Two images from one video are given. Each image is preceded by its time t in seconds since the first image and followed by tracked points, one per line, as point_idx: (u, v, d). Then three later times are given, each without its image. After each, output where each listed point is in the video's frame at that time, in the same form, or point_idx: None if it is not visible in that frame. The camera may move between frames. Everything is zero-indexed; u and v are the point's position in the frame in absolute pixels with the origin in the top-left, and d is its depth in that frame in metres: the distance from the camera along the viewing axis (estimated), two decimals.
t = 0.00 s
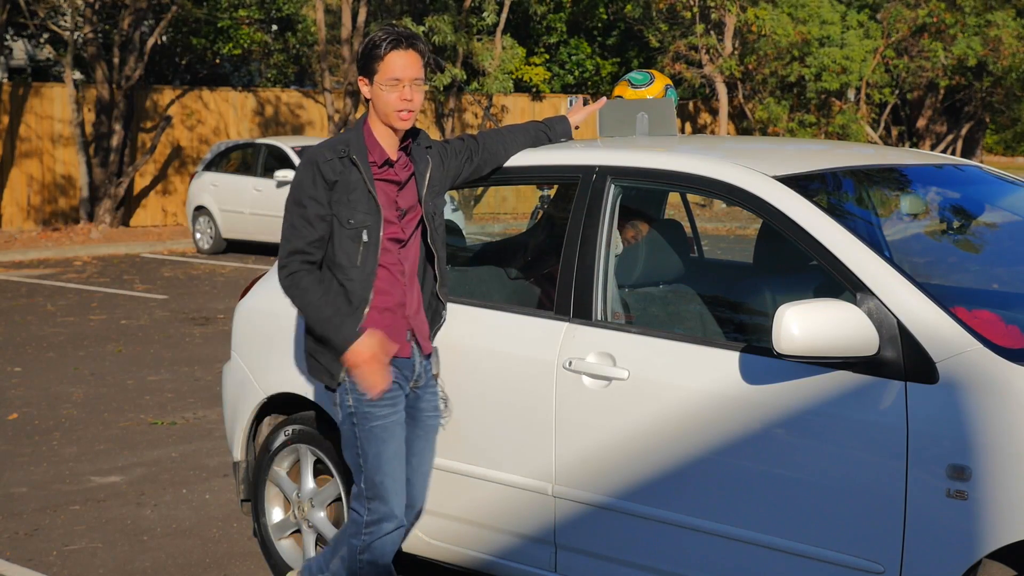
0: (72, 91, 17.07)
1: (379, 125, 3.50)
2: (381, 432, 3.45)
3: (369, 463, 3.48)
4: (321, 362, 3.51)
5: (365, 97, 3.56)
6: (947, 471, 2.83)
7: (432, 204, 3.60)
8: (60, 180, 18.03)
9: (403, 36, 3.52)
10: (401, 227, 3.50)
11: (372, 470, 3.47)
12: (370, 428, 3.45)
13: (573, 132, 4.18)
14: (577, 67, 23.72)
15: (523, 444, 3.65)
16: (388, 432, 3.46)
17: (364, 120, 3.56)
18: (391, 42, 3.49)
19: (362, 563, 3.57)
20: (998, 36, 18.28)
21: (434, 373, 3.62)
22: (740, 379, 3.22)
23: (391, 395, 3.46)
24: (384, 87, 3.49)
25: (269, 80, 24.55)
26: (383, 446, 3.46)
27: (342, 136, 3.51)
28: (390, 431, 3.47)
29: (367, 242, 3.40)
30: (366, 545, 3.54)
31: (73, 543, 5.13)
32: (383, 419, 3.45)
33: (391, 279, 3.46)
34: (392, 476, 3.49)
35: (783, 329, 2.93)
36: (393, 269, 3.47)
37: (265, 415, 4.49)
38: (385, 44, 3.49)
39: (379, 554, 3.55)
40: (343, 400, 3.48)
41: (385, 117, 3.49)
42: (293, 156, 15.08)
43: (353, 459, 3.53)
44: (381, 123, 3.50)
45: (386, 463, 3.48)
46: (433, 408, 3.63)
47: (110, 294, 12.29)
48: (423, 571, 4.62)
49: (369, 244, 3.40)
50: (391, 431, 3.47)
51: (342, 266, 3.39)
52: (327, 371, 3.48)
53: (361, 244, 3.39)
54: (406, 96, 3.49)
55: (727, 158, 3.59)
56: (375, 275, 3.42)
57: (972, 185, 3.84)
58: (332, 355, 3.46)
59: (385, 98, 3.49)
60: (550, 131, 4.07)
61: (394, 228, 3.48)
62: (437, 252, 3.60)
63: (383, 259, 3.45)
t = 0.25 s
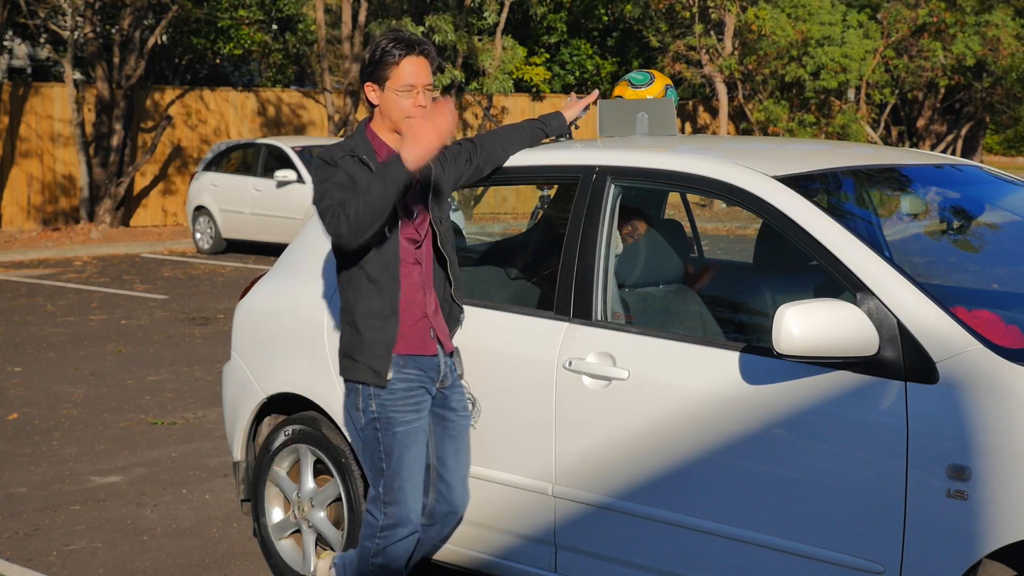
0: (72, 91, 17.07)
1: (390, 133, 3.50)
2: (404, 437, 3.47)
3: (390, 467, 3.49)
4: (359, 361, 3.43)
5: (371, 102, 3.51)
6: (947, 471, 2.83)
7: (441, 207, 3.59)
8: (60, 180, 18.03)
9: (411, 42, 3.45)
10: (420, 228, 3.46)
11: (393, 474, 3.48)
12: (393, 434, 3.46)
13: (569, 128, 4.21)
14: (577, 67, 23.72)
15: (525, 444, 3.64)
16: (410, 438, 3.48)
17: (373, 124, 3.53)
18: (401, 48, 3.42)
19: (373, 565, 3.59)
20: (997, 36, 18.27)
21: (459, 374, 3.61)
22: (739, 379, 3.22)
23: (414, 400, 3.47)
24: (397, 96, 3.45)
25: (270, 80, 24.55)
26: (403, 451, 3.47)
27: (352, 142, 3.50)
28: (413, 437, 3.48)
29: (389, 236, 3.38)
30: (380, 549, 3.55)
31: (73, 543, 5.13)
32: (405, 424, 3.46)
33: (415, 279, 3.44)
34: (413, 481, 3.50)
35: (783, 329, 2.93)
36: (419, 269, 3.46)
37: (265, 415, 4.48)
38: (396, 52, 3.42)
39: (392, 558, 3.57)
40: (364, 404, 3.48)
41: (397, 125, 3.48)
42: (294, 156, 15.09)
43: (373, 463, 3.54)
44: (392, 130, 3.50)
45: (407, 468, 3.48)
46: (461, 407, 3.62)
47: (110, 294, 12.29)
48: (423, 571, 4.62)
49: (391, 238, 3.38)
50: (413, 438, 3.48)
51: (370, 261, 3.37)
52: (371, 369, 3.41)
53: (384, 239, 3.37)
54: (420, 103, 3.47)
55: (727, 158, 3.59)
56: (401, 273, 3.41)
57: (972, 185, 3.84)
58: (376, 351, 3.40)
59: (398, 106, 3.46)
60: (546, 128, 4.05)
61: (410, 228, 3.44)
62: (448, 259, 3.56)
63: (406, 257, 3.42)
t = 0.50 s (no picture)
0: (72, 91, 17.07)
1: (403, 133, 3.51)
2: (413, 440, 3.47)
3: (400, 469, 3.49)
4: (380, 354, 3.42)
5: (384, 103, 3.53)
6: (947, 471, 2.83)
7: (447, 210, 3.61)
8: (60, 180, 18.03)
9: (428, 43, 3.50)
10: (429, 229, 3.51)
11: (401, 477, 3.49)
12: (401, 438, 3.47)
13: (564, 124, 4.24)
14: (577, 67, 23.72)
15: (527, 445, 3.64)
16: (419, 441, 3.48)
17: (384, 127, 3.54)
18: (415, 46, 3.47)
19: (379, 563, 3.58)
20: (996, 35, 18.20)
21: (471, 376, 3.60)
22: (739, 379, 3.22)
23: (423, 404, 3.47)
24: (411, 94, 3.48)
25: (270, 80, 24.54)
26: (411, 455, 3.48)
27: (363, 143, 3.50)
28: (421, 440, 3.48)
29: (402, 230, 3.40)
30: (387, 551, 3.55)
31: (73, 543, 5.13)
32: (414, 428, 3.46)
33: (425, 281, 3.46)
34: (421, 484, 3.50)
35: (783, 329, 2.93)
36: (431, 269, 3.49)
37: (265, 415, 4.49)
38: (413, 49, 3.46)
39: (398, 560, 3.57)
40: (373, 407, 3.48)
41: (411, 124, 3.50)
42: (294, 156, 15.09)
43: (382, 464, 3.54)
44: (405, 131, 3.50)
45: (415, 471, 3.48)
46: (476, 410, 3.61)
47: (110, 294, 12.29)
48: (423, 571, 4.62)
49: (403, 232, 3.40)
50: (420, 442, 3.48)
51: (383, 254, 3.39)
52: (393, 361, 3.41)
53: (397, 232, 3.39)
54: (434, 102, 3.50)
55: (727, 158, 3.59)
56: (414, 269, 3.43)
57: (972, 186, 3.84)
58: (399, 343, 3.39)
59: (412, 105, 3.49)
60: (543, 127, 4.05)
61: (419, 229, 3.47)
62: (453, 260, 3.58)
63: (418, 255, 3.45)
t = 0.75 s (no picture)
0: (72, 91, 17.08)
1: (411, 128, 3.52)
2: (413, 442, 3.47)
3: (399, 470, 3.49)
4: (363, 354, 3.39)
5: (394, 98, 3.54)
6: (948, 470, 2.83)
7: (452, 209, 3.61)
8: (60, 180, 18.02)
9: (443, 43, 3.55)
10: (434, 228, 3.51)
11: (401, 478, 3.49)
12: (401, 439, 3.47)
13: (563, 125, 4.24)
14: (577, 68, 23.72)
15: (527, 444, 3.64)
16: (419, 442, 3.48)
17: (391, 121, 3.55)
18: (429, 44, 3.51)
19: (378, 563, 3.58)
20: (996, 34, 18.17)
21: (472, 375, 3.59)
22: (739, 379, 3.22)
23: (424, 405, 3.47)
24: (423, 88, 3.50)
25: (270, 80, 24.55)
26: (411, 457, 3.48)
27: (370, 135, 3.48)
28: (421, 443, 3.48)
29: (399, 230, 3.38)
30: (384, 551, 3.55)
31: (73, 543, 5.13)
32: (415, 429, 3.47)
33: (427, 280, 3.46)
34: (419, 486, 3.50)
35: (783, 329, 2.92)
36: (434, 269, 3.50)
37: (265, 415, 4.49)
38: (428, 46, 3.51)
39: (396, 560, 3.57)
40: (374, 408, 3.48)
41: (420, 119, 3.51)
42: (294, 156, 15.10)
43: (381, 465, 3.54)
44: (413, 125, 3.51)
45: (414, 472, 3.49)
46: (476, 410, 3.61)
47: (110, 294, 12.29)
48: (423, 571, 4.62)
49: (401, 233, 3.38)
50: (421, 444, 3.48)
51: (378, 253, 3.37)
52: (376, 362, 3.38)
53: (394, 233, 3.37)
54: (444, 99, 3.53)
55: (727, 158, 3.59)
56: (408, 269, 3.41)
57: (972, 186, 3.84)
58: (381, 345, 3.37)
59: (422, 100, 3.50)
60: (542, 127, 4.05)
61: (423, 227, 3.47)
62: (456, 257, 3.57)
63: (417, 253, 3.45)
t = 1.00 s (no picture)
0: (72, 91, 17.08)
1: (416, 129, 3.52)
2: (407, 442, 3.47)
3: (394, 470, 3.49)
4: (341, 350, 3.41)
5: (403, 96, 3.55)
6: (947, 470, 2.83)
7: (454, 211, 3.60)
8: (61, 180, 18.02)
9: (456, 49, 3.57)
10: (433, 226, 3.51)
11: (396, 477, 3.49)
12: (396, 439, 3.47)
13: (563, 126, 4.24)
14: (577, 68, 23.72)
15: (527, 444, 3.64)
16: (415, 442, 3.49)
17: (398, 119, 3.55)
18: (441, 49, 3.52)
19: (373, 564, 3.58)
20: (997, 35, 18.18)
21: (469, 377, 3.60)
22: (739, 379, 3.22)
23: (420, 405, 3.48)
24: (431, 90, 3.51)
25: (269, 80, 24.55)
26: (406, 457, 3.48)
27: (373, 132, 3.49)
28: (416, 442, 3.48)
29: (390, 229, 3.37)
30: (379, 551, 3.55)
31: (73, 543, 5.13)
32: (410, 429, 3.47)
33: (422, 280, 3.46)
34: (415, 486, 3.50)
35: (783, 329, 2.93)
36: (433, 269, 3.50)
37: (265, 415, 4.48)
38: (440, 49, 3.52)
39: (391, 560, 3.56)
40: (369, 407, 3.49)
41: (424, 120, 3.51)
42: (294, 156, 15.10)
43: (376, 465, 3.55)
44: (417, 126, 3.51)
45: (409, 472, 3.49)
46: (472, 410, 3.61)
47: (110, 294, 12.29)
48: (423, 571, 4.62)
49: (390, 232, 3.37)
50: (416, 444, 3.49)
51: (364, 250, 3.37)
52: (352, 359, 3.39)
53: (384, 231, 3.36)
54: (451, 103, 3.53)
55: (727, 158, 3.59)
56: (397, 268, 3.40)
57: (972, 186, 3.84)
58: (360, 342, 3.38)
59: (429, 101, 3.51)
60: (542, 127, 4.06)
61: (419, 226, 3.47)
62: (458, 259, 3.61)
63: (411, 252, 3.45)
